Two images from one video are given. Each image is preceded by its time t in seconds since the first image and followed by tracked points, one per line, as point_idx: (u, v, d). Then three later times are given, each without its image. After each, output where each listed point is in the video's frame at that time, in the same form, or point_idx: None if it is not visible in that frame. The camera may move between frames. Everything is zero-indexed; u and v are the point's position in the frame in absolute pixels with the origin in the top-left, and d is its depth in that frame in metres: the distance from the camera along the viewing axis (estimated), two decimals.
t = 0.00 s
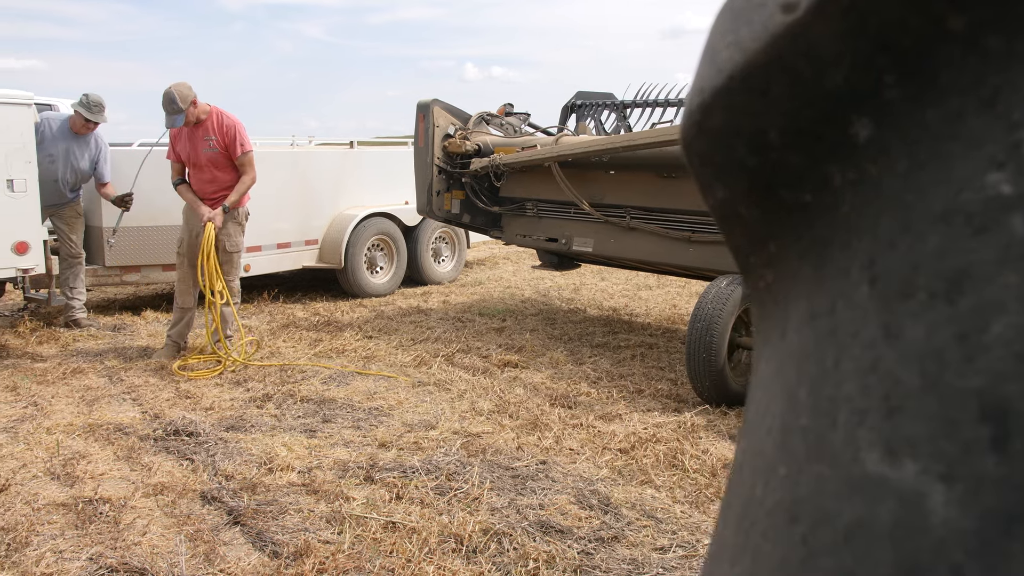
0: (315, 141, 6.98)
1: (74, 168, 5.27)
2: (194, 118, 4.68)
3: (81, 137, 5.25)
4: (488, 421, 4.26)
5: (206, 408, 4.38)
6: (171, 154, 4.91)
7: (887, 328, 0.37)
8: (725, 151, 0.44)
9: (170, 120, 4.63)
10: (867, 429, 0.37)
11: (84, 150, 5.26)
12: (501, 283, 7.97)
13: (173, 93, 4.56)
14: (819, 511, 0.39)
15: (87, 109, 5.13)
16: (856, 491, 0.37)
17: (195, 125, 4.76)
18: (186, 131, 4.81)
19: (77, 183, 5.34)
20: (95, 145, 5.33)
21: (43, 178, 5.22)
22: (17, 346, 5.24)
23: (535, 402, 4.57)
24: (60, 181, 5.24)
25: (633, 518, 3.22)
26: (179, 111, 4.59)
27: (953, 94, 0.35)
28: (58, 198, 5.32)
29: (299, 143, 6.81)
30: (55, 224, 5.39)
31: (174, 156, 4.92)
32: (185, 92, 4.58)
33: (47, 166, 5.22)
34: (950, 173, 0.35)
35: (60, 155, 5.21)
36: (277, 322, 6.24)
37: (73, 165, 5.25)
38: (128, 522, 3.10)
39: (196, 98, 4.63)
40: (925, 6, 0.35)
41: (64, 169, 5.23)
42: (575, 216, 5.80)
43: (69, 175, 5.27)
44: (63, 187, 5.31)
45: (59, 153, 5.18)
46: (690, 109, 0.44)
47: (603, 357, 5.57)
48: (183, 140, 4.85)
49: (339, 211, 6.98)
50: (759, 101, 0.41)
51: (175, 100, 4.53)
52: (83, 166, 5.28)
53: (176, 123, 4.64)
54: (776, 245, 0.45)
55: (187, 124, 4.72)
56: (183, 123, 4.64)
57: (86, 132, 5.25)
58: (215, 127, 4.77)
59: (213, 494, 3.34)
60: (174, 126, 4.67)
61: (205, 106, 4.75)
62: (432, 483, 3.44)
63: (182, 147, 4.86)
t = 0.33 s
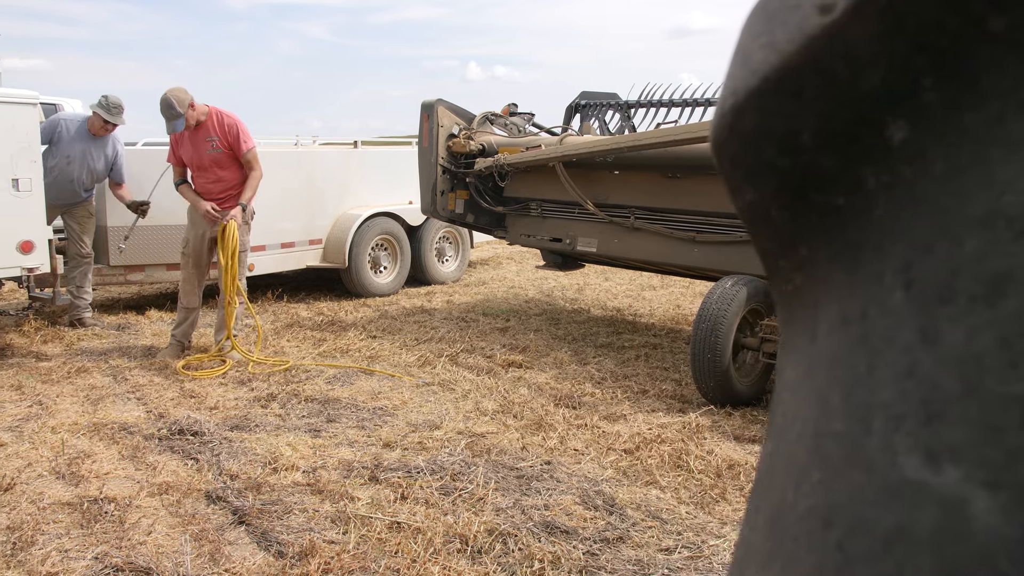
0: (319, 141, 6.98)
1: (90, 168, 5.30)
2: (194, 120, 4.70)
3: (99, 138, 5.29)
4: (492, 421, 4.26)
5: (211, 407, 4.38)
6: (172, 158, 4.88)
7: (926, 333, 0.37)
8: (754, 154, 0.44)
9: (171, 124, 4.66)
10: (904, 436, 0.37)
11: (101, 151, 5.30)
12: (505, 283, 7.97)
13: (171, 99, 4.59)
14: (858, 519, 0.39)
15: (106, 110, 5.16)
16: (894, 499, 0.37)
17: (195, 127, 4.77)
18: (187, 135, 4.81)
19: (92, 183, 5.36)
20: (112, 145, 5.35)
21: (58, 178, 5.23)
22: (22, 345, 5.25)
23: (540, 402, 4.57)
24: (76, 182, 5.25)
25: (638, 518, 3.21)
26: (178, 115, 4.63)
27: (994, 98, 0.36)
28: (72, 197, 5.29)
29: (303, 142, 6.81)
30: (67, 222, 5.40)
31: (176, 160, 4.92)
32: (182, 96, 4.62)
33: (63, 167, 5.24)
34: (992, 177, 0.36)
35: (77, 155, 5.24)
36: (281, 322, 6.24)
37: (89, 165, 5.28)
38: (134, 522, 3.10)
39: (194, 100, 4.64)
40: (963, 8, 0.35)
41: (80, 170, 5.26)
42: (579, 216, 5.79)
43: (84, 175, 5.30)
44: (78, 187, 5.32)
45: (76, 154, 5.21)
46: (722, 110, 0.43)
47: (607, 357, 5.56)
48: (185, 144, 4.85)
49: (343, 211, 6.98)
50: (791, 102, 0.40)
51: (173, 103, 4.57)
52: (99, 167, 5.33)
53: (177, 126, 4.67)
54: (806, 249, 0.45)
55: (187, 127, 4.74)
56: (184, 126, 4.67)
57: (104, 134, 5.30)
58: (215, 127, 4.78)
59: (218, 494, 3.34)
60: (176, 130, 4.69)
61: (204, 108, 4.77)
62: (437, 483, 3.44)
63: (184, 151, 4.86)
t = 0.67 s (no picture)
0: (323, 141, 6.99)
1: (104, 167, 5.29)
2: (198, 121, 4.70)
3: (115, 139, 5.30)
4: (497, 421, 4.26)
5: (215, 407, 4.39)
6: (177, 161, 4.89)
7: (965, 338, 0.37)
8: (789, 158, 0.45)
9: (175, 127, 4.66)
10: (947, 441, 0.37)
11: (116, 151, 5.30)
12: (509, 283, 7.97)
13: (173, 102, 4.60)
14: (896, 524, 0.40)
15: (123, 111, 5.16)
16: (936, 504, 0.38)
17: (199, 129, 4.78)
18: (191, 137, 4.82)
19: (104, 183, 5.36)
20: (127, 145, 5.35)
21: (72, 176, 5.22)
22: (27, 345, 5.26)
23: (544, 402, 4.57)
24: (88, 181, 5.25)
25: (644, 519, 3.21)
26: (181, 118, 4.63)
27: None
28: (84, 195, 5.31)
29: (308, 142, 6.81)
30: (78, 221, 5.42)
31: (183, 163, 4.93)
32: (184, 99, 4.62)
33: (77, 165, 5.22)
34: None
35: (91, 154, 5.23)
36: (285, 322, 6.25)
37: (103, 165, 5.28)
38: (139, 522, 3.10)
39: (196, 102, 4.64)
40: (1007, 12, 0.34)
41: (94, 169, 5.25)
42: (584, 216, 5.79)
43: (97, 175, 5.29)
44: (91, 187, 5.32)
45: (91, 153, 5.20)
46: (757, 114, 0.44)
47: (612, 358, 5.56)
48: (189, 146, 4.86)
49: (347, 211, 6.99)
50: (828, 105, 0.41)
51: (176, 106, 4.58)
52: (113, 167, 5.34)
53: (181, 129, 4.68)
54: (838, 252, 0.45)
55: (191, 129, 4.75)
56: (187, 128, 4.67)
57: (120, 134, 5.29)
58: (220, 127, 4.78)
59: (223, 494, 3.34)
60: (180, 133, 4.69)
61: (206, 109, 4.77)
62: (442, 484, 3.44)
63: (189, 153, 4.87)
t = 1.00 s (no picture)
0: (328, 141, 6.98)
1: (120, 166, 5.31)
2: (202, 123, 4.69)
3: (131, 137, 5.30)
4: (502, 422, 4.26)
5: (221, 407, 4.38)
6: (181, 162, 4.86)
7: (1013, 345, 0.37)
8: (826, 161, 0.44)
9: (180, 130, 4.64)
10: (993, 447, 0.38)
11: (133, 150, 5.32)
12: (513, 284, 7.97)
13: (178, 105, 4.57)
14: (940, 529, 0.40)
15: (140, 110, 5.14)
16: (983, 512, 0.38)
17: (203, 130, 4.77)
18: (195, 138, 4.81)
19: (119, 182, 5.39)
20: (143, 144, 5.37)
21: (88, 176, 5.23)
22: (33, 345, 5.26)
23: (549, 403, 4.56)
24: (104, 180, 5.27)
25: (650, 521, 3.20)
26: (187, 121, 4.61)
27: None
28: (99, 195, 5.34)
29: (313, 143, 6.81)
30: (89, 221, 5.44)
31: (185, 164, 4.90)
32: (188, 102, 4.59)
33: (92, 165, 5.23)
34: None
35: (108, 153, 5.23)
36: (290, 322, 6.25)
37: (120, 164, 5.29)
38: (145, 522, 3.10)
39: (200, 104, 4.63)
40: None
41: (110, 168, 5.27)
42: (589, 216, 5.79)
43: (113, 174, 5.31)
44: (106, 185, 5.34)
45: (108, 152, 5.21)
46: (797, 115, 0.44)
47: (617, 358, 5.55)
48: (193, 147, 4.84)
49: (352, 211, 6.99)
50: (870, 108, 0.41)
51: (181, 110, 4.55)
52: (129, 166, 5.36)
53: (187, 132, 4.66)
54: (872, 254, 0.45)
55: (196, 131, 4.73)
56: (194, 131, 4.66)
57: (136, 132, 5.28)
58: (224, 128, 4.79)
59: (229, 494, 3.34)
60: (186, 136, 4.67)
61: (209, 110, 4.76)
62: (448, 484, 3.44)
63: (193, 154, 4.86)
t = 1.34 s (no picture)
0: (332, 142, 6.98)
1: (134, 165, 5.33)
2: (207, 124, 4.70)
3: (145, 136, 5.32)
4: (507, 423, 4.25)
5: (225, 407, 4.38)
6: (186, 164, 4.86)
7: None
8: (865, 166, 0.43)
9: (186, 132, 4.65)
10: None
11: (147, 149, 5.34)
12: (517, 284, 7.96)
13: (183, 106, 4.58)
14: (985, 535, 0.40)
15: (154, 107, 5.14)
16: None
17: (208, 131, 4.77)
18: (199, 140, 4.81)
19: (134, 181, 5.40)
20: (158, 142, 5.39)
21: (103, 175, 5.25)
22: (37, 344, 5.26)
23: (554, 404, 4.55)
24: (119, 179, 5.29)
25: (656, 522, 3.19)
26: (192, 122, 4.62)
27: None
28: (114, 194, 5.35)
29: (317, 143, 6.80)
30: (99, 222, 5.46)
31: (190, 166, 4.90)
32: (192, 103, 4.61)
33: (108, 164, 5.26)
34: None
35: (123, 152, 5.26)
36: (294, 322, 6.24)
37: (135, 163, 5.31)
38: (151, 522, 3.10)
39: (204, 105, 4.64)
40: None
41: (124, 167, 5.30)
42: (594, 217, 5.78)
43: (128, 173, 5.33)
44: (121, 185, 5.36)
45: (122, 151, 5.23)
46: (837, 121, 0.43)
47: (621, 359, 5.54)
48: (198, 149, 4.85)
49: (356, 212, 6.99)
50: (913, 114, 0.40)
51: (187, 112, 4.57)
52: (144, 165, 5.38)
53: (192, 134, 4.67)
54: (910, 261, 0.44)
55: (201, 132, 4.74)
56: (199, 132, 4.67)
57: (150, 130, 5.29)
58: (229, 128, 4.80)
59: (234, 494, 3.33)
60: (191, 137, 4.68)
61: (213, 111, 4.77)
62: (453, 485, 3.43)
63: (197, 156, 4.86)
